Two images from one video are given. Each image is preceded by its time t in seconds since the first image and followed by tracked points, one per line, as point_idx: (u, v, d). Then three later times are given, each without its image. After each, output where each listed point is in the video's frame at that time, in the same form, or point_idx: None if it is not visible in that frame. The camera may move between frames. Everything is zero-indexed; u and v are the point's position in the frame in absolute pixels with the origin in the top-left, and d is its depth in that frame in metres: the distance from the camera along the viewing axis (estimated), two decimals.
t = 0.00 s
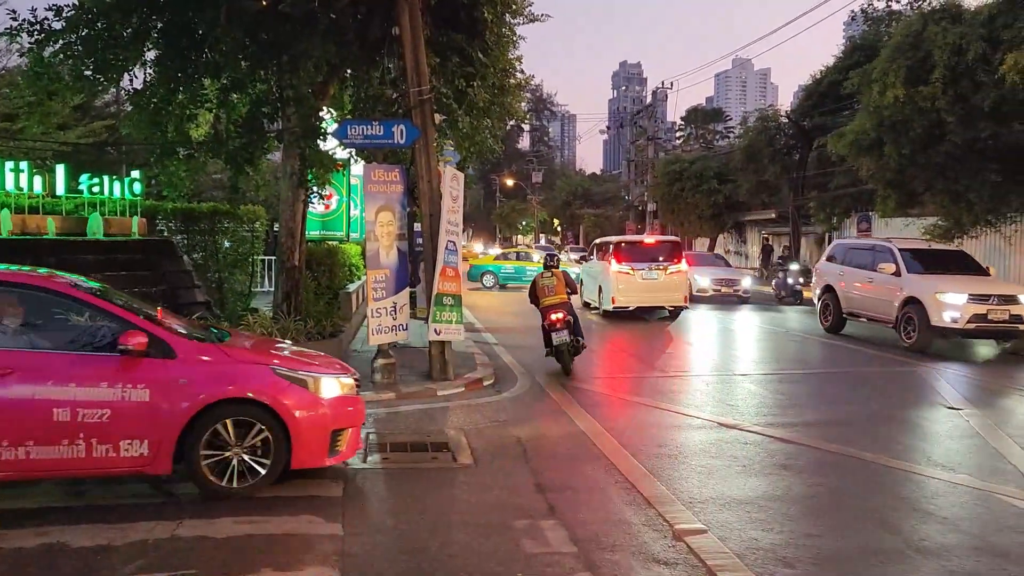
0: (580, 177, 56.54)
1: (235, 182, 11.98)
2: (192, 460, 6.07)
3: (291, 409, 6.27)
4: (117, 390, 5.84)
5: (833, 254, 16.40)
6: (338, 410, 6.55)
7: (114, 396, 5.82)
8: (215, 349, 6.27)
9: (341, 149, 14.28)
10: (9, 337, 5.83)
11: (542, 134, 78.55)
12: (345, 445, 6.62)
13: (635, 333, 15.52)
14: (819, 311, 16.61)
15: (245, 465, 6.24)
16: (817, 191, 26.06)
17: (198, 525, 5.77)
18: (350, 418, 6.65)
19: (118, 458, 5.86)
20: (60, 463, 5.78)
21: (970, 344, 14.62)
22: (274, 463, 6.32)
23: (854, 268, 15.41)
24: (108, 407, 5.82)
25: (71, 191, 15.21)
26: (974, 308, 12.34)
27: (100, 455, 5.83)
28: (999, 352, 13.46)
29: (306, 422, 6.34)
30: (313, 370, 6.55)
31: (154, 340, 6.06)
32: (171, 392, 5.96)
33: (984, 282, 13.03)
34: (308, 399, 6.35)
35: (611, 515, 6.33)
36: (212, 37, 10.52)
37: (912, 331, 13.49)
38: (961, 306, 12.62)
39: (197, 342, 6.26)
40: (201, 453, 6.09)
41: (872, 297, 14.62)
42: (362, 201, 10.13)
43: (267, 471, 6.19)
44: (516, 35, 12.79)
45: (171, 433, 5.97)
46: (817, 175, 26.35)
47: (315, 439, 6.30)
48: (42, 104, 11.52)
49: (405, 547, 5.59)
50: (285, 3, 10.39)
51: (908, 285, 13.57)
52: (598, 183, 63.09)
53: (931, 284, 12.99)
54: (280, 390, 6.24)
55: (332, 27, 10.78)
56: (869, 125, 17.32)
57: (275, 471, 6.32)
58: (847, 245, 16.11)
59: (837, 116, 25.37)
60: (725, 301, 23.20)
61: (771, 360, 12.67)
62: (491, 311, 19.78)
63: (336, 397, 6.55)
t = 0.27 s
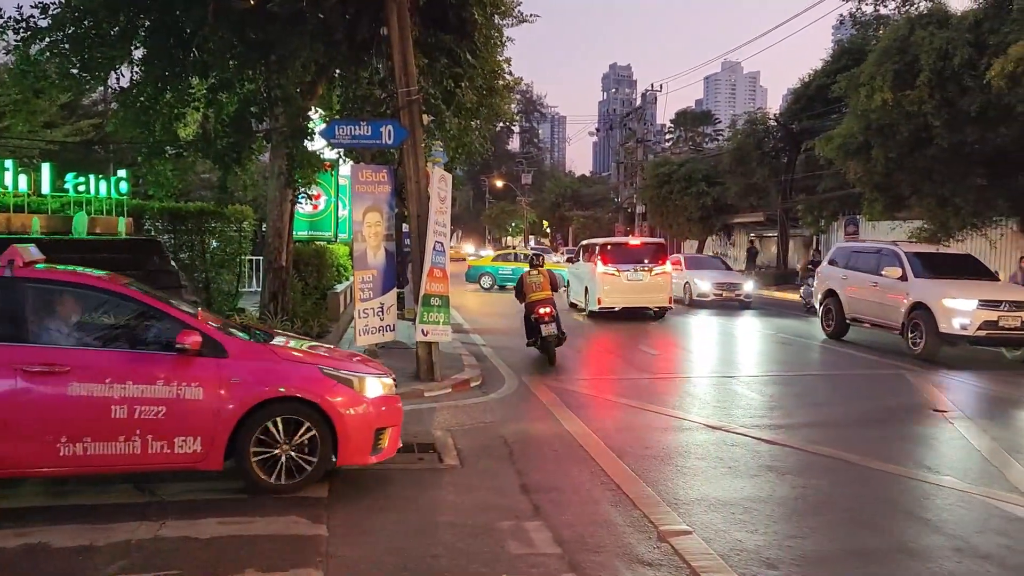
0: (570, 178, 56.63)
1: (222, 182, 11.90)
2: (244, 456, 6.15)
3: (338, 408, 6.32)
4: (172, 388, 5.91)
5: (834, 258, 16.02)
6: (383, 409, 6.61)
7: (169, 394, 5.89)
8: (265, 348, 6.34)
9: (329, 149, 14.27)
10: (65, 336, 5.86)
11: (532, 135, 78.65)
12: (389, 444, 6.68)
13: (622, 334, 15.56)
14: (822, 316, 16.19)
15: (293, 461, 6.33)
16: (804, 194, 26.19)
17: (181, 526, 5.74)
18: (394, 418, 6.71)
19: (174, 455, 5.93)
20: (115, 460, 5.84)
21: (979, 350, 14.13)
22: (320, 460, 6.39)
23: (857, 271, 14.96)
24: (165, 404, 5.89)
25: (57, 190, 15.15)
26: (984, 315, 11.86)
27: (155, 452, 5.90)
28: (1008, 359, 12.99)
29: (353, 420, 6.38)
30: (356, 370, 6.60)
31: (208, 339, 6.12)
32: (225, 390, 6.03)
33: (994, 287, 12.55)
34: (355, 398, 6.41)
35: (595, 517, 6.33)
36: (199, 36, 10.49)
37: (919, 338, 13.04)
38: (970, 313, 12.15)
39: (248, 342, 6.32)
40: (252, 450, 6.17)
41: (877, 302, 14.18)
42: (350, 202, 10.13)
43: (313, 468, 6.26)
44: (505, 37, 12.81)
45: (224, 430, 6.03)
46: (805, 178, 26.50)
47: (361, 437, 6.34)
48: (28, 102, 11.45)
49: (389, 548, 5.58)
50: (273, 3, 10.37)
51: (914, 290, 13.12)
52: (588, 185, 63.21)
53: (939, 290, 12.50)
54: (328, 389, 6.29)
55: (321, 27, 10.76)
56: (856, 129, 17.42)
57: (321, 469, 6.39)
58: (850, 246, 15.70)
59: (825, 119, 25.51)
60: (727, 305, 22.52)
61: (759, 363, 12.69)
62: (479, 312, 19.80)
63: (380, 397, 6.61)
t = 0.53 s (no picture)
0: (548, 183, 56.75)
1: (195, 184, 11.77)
2: (263, 458, 6.25)
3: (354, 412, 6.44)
4: (195, 391, 6.00)
5: (821, 264, 15.98)
6: (397, 413, 6.73)
7: (192, 397, 5.98)
8: (285, 353, 6.45)
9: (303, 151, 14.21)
10: (90, 339, 5.94)
11: (510, 140, 78.76)
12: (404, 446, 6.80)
13: (595, 337, 15.63)
14: (808, 323, 16.09)
15: (312, 463, 6.43)
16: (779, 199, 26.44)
17: (150, 531, 5.68)
18: (408, 421, 6.84)
19: (195, 457, 6.02)
20: (138, 462, 5.93)
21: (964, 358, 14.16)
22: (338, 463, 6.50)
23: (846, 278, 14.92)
24: (188, 407, 5.98)
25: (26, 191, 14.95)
26: (977, 323, 11.86)
27: (178, 454, 5.99)
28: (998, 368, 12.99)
29: (369, 423, 6.50)
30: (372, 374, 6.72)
31: (230, 344, 6.23)
32: (246, 394, 6.13)
33: (984, 295, 12.56)
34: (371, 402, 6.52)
35: (569, 519, 6.34)
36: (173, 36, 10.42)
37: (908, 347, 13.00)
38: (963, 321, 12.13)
39: (270, 348, 6.44)
40: (272, 452, 6.27)
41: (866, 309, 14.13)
42: (326, 205, 10.02)
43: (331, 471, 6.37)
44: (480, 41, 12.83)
45: (245, 433, 6.14)
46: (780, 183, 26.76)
47: (379, 439, 6.46)
48: None
49: (362, 552, 5.55)
50: (247, 4, 10.32)
51: (905, 297, 13.09)
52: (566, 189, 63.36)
53: (931, 297, 12.48)
54: (347, 393, 6.41)
55: (295, 29, 10.72)
56: (829, 136, 17.64)
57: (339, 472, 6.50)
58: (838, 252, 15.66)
59: (799, 125, 25.80)
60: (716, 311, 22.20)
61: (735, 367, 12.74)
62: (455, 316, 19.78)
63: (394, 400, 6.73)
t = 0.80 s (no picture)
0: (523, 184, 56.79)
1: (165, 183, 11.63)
2: (272, 459, 6.25)
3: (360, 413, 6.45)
4: (205, 393, 6.02)
5: (805, 265, 16.09)
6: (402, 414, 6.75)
7: (203, 399, 6.01)
8: (292, 354, 6.46)
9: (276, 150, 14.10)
10: (101, 341, 5.99)
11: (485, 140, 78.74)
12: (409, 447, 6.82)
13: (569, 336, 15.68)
14: (792, 325, 16.15)
15: (320, 465, 6.43)
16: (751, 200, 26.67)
17: (120, 533, 5.59)
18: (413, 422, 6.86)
19: (206, 458, 6.05)
20: (151, 463, 5.96)
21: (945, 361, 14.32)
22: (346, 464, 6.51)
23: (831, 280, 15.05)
24: (198, 408, 6.00)
25: None
26: (965, 324, 12.03)
27: (190, 455, 6.02)
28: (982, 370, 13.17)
29: (376, 424, 6.52)
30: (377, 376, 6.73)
31: (241, 346, 6.27)
32: (256, 395, 6.15)
33: (970, 298, 12.75)
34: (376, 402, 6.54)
35: (544, 519, 6.34)
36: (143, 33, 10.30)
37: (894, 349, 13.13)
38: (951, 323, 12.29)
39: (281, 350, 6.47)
40: (280, 454, 6.27)
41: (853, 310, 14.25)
42: (298, 204, 9.93)
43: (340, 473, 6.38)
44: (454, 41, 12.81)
45: (255, 435, 6.15)
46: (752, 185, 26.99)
47: (385, 440, 6.47)
48: None
49: (337, 553, 5.51)
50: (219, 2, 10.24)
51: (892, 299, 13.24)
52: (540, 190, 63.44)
53: (918, 299, 12.62)
54: (353, 393, 6.42)
55: (267, 27, 10.64)
56: (800, 137, 17.84)
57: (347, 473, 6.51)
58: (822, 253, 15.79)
59: (771, 127, 26.06)
60: (701, 314, 22.21)
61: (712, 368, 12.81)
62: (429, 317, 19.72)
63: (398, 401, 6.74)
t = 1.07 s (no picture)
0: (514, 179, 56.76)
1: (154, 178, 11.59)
2: (287, 455, 6.26)
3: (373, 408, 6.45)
4: (224, 388, 6.04)
5: (807, 262, 16.14)
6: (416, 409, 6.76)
7: (222, 394, 6.02)
8: (307, 350, 6.47)
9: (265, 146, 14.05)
10: (121, 337, 5.99)
11: (477, 136, 78.66)
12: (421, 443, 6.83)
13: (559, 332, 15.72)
14: (794, 323, 16.16)
15: (334, 460, 6.43)
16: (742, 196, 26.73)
17: (109, 530, 5.58)
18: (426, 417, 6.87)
19: (224, 453, 6.06)
20: (171, 457, 5.97)
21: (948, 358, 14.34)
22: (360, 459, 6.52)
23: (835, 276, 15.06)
24: (217, 403, 6.02)
25: None
26: (973, 320, 12.08)
27: (209, 450, 6.03)
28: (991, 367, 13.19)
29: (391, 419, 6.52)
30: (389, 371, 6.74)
31: (258, 343, 6.29)
32: (274, 391, 6.17)
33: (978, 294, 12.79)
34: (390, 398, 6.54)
35: (535, 514, 6.36)
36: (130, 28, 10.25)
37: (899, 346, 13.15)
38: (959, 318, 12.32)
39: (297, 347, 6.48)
40: (293, 449, 6.28)
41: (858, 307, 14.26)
42: (288, 199, 9.91)
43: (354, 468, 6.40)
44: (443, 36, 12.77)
45: (272, 431, 6.17)
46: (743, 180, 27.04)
47: (400, 435, 6.48)
48: None
49: (328, 548, 5.51)
50: None
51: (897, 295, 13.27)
52: (532, 186, 63.42)
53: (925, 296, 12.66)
54: (367, 389, 6.43)
55: (255, 22, 10.60)
56: (790, 133, 17.89)
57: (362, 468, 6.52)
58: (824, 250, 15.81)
59: (761, 123, 26.11)
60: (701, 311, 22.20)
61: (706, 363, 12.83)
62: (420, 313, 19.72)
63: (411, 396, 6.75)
